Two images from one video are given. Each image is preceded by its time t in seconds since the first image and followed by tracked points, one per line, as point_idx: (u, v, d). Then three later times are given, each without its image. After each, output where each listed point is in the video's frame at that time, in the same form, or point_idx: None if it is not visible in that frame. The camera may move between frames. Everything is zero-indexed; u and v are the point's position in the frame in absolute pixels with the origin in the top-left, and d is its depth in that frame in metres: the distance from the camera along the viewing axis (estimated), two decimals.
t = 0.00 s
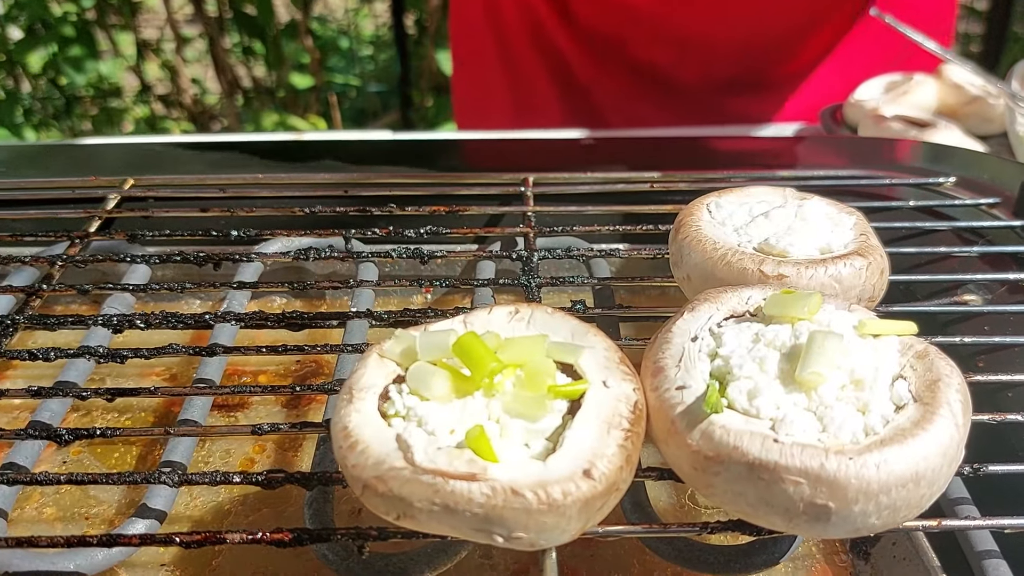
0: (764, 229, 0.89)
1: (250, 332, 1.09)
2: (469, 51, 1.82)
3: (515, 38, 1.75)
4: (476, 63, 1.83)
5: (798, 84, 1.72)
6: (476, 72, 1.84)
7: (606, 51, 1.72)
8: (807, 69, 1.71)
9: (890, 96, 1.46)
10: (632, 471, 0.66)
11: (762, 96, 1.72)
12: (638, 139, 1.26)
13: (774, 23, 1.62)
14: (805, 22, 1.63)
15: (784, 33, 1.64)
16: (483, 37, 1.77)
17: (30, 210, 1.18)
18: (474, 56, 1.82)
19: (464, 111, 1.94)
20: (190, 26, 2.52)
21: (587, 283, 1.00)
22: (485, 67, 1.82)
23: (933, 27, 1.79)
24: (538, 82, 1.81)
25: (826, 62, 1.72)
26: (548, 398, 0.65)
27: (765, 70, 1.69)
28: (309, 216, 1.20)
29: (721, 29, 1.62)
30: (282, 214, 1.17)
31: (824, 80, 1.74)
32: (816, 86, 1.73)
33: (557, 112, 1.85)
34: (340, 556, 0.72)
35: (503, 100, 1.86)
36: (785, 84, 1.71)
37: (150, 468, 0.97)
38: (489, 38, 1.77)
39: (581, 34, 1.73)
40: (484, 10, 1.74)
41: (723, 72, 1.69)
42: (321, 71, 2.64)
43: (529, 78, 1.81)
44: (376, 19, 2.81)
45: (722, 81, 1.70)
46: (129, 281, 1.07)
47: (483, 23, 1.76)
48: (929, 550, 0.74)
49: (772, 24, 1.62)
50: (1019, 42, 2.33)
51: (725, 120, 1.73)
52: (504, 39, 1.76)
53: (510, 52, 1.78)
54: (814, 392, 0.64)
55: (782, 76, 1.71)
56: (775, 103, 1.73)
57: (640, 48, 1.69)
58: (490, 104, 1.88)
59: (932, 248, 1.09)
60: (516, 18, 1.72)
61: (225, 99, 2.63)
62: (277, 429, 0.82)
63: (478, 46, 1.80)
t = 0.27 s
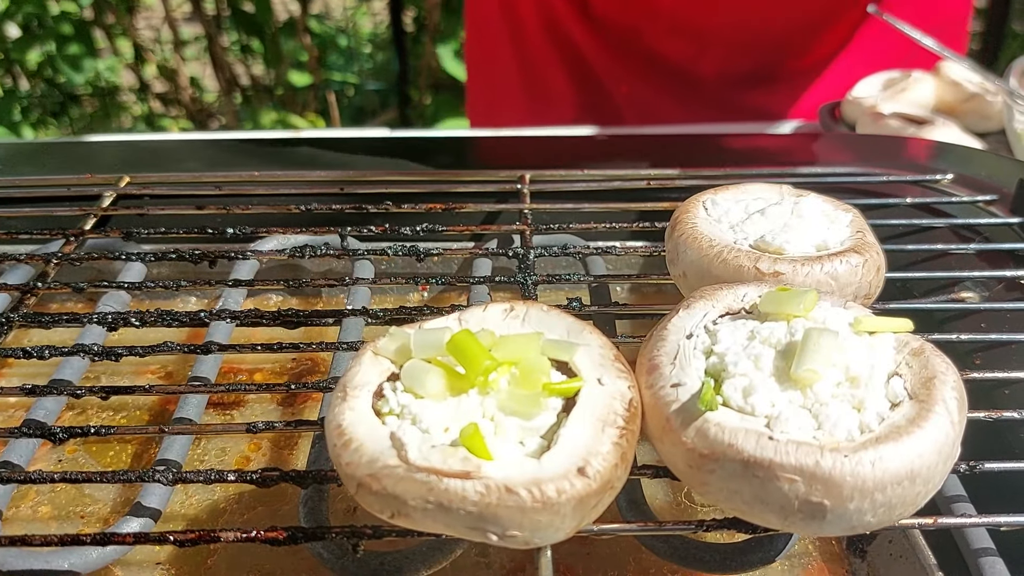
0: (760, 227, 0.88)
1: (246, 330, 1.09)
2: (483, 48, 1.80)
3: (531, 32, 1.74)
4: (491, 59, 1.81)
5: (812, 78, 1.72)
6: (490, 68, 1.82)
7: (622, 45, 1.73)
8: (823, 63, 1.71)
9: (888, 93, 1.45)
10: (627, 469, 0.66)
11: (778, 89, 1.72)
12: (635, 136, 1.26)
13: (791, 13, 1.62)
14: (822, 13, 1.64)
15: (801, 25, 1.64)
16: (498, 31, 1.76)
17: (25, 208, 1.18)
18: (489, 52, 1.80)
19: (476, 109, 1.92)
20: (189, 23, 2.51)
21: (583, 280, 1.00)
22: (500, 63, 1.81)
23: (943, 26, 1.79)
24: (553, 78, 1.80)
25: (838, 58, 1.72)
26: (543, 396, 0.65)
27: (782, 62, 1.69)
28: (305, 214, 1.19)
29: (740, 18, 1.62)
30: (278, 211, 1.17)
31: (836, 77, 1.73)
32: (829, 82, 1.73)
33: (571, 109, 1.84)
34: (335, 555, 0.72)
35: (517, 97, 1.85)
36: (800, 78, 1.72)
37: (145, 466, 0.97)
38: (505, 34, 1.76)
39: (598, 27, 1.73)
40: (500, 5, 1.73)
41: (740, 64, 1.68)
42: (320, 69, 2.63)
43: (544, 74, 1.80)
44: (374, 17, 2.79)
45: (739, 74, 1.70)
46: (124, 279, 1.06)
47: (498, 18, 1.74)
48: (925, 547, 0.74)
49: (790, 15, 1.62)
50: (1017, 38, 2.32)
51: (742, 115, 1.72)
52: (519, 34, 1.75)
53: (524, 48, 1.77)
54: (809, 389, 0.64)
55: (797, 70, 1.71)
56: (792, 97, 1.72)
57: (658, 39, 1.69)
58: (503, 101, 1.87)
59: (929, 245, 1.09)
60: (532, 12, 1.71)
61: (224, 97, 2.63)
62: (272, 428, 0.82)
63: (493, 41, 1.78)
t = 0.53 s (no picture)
0: (755, 224, 0.88)
1: (240, 328, 1.08)
2: (493, 46, 1.80)
3: (541, 28, 1.74)
4: (500, 56, 1.81)
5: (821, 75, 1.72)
6: (500, 66, 1.82)
7: (634, 39, 1.73)
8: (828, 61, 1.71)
9: (886, 91, 1.45)
10: (620, 467, 0.66)
11: (789, 86, 1.71)
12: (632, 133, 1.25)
13: (804, 9, 1.62)
14: (835, 9, 1.63)
15: (813, 22, 1.64)
16: (509, 27, 1.75)
17: (19, 205, 1.17)
18: (499, 49, 1.80)
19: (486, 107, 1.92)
20: (187, 21, 2.50)
21: (578, 278, 0.99)
22: (510, 60, 1.81)
23: (946, 25, 1.84)
24: (564, 74, 1.80)
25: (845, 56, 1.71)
26: (535, 395, 0.64)
27: (793, 59, 1.68)
28: (299, 212, 1.19)
29: (752, 14, 1.61)
30: (272, 209, 1.16)
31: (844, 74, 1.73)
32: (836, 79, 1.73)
33: (581, 106, 1.85)
34: (326, 554, 0.71)
35: (526, 94, 1.85)
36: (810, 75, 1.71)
37: (138, 465, 0.96)
38: (515, 29, 1.76)
39: (608, 22, 1.73)
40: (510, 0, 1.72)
41: (751, 61, 1.68)
42: (318, 67, 2.62)
43: (554, 71, 1.80)
44: (373, 15, 2.76)
45: (750, 71, 1.69)
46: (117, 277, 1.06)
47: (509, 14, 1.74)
48: (921, 547, 0.74)
49: (802, 11, 1.62)
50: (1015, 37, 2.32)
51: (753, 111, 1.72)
52: (530, 30, 1.75)
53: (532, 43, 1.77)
54: (803, 388, 0.63)
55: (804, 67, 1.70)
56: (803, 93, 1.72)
57: (669, 34, 1.69)
58: (513, 98, 1.87)
59: (925, 243, 1.08)
60: (543, 8, 1.71)
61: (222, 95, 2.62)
62: (264, 426, 0.81)
63: (503, 37, 1.78)
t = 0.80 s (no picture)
0: (754, 225, 0.87)
1: (237, 329, 1.08)
2: (496, 45, 1.79)
3: (545, 27, 1.73)
4: (503, 55, 1.80)
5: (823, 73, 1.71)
6: (503, 65, 1.81)
7: (635, 39, 1.73)
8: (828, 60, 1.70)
9: (885, 90, 1.44)
10: (617, 470, 0.65)
11: (793, 84, 1.71)
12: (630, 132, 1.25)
13: (808, 7, 1.61)
14: (838, 7, 1.63)
15: (818, 20, 1.63)
16: (512, 27, 1.75)
17: (15, 205, 1.17)
18: (502, 48, 1.79)
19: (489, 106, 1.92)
20: (185, 19, 2.49)
21: (576, 278, 0.99)
22: (513, 59, 1.80)
23: (949, 26, 1.84)
24: (567, 73, 1.80)
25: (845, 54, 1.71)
26: (532, 397, 0.64)
27: (798, 57, 1.68)
28: (296, 211, 1.18)
29: (756, 13, 1.61)
30: (269, 209, 1.16)
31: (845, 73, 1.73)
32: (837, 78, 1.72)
33: (585, 104, 1.85)
34: (323, 557, 0.71)
35: (529, 93, 1.85)
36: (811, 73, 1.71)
37: (133, 467, 0.96)
38: (518, 28, 1.75)
39: (611, 20, 1.72)
40: None
41: (756, 59, 1.67)
42: (317, 66, 2.61)
43: (557, 69, 1.79)
44: (373, 14, 2.75)
45: (754, 69, 1.69)
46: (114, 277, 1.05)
47: (512, 13, 1.73)
48: (920, 549, 0.74)
49: (807, 9, 1.61)
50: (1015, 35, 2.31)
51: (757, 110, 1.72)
52: (533, 29, 1.74)
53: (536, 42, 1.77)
54: (802, 390, 0.63)
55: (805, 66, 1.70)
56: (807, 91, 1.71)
57: (673, 33, 1.68)
58: (516, 98, 1.87)
59: (925, 243, 1.08)
60: (547, 6, 1.70)
61: (220, 94, 2.61)
62: (261, 428, 0.81)
63: (506, 37, 1.77)
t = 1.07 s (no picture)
0: (758, 230, 0.87)
1: (238, 334, 1.07)
2: (498, 46, 1.78)
3: (547, 29, 1.72)
4: (504, 57, 1.80)
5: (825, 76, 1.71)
6: (504, 66, 1.81)
7: (637, 39, 1.73)
8: (830, 62, 1.70)
9: (888, 93, 1.44)
10: (621, 479, 0.65)
11: (796, 86, 1.70)
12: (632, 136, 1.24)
13: (811, 8, 1.61)
14: (840, 8, 1.62)
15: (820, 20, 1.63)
16: (514, 29, 1.74)
17: (16, 210, 1.16)
18: (503, 50, 1.78)
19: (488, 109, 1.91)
20: (187, 21, 2.49)
21: (578, 283, 0.98)
22: (515, 60, 1.80)
23: (952, 30, 1.84)
24: (569, 74, 1.80)
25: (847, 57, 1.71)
26: (535, 405, 0.64)
27: (801, 58, 1.68)
28: (298, 216, 1.18)
29: (759, 12, 1.60)
30: (270, 214, 1.15)
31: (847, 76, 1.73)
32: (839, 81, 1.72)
33: (587, 105, 1.85)
34: (324, 566, 0.71)
35: (531, 91, 1.84)
36: (812, 75, 1.70)
37: (134, 474, 0.96)
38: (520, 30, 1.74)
39: (613, 21, 1.72)
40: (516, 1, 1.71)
41: (759, 60, 1.67)
42: (318, 67, 2.60)
43: (559, 70, 1.79)
44: (374, 15, 2.73)
45: (757, 70, 1.69)
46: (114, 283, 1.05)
47: (514, 14, 1.72)
48: (926, 557, 0.74)
49: (809, 9, 1.61)
50: (1018, 36, 2.30)
51: (759, 112, 1.72)
52: (535, 31, 1.74)
53: (537, 43, 1.76)
54: (807, 398, 0.63)
55: (807, 68, 1.70)
56: (809, 93, 1.71)
57: (676, 34, 1.68)
58: (518, 100, 1.86)
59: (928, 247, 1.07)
60: (548, 6, 1.69)
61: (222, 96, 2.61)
62: (262, 435, 0.80)
63: (508, 38, 1.76)
